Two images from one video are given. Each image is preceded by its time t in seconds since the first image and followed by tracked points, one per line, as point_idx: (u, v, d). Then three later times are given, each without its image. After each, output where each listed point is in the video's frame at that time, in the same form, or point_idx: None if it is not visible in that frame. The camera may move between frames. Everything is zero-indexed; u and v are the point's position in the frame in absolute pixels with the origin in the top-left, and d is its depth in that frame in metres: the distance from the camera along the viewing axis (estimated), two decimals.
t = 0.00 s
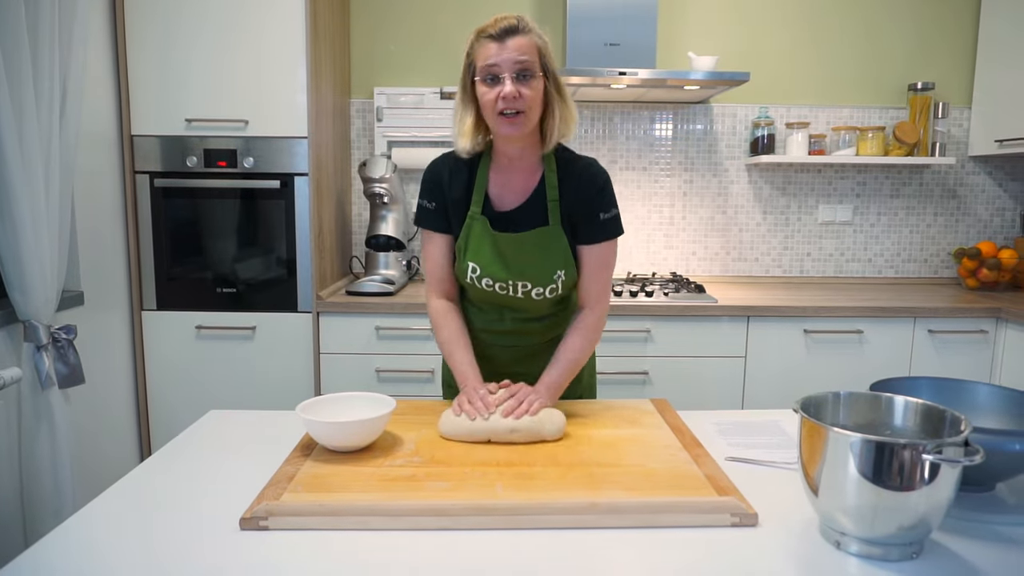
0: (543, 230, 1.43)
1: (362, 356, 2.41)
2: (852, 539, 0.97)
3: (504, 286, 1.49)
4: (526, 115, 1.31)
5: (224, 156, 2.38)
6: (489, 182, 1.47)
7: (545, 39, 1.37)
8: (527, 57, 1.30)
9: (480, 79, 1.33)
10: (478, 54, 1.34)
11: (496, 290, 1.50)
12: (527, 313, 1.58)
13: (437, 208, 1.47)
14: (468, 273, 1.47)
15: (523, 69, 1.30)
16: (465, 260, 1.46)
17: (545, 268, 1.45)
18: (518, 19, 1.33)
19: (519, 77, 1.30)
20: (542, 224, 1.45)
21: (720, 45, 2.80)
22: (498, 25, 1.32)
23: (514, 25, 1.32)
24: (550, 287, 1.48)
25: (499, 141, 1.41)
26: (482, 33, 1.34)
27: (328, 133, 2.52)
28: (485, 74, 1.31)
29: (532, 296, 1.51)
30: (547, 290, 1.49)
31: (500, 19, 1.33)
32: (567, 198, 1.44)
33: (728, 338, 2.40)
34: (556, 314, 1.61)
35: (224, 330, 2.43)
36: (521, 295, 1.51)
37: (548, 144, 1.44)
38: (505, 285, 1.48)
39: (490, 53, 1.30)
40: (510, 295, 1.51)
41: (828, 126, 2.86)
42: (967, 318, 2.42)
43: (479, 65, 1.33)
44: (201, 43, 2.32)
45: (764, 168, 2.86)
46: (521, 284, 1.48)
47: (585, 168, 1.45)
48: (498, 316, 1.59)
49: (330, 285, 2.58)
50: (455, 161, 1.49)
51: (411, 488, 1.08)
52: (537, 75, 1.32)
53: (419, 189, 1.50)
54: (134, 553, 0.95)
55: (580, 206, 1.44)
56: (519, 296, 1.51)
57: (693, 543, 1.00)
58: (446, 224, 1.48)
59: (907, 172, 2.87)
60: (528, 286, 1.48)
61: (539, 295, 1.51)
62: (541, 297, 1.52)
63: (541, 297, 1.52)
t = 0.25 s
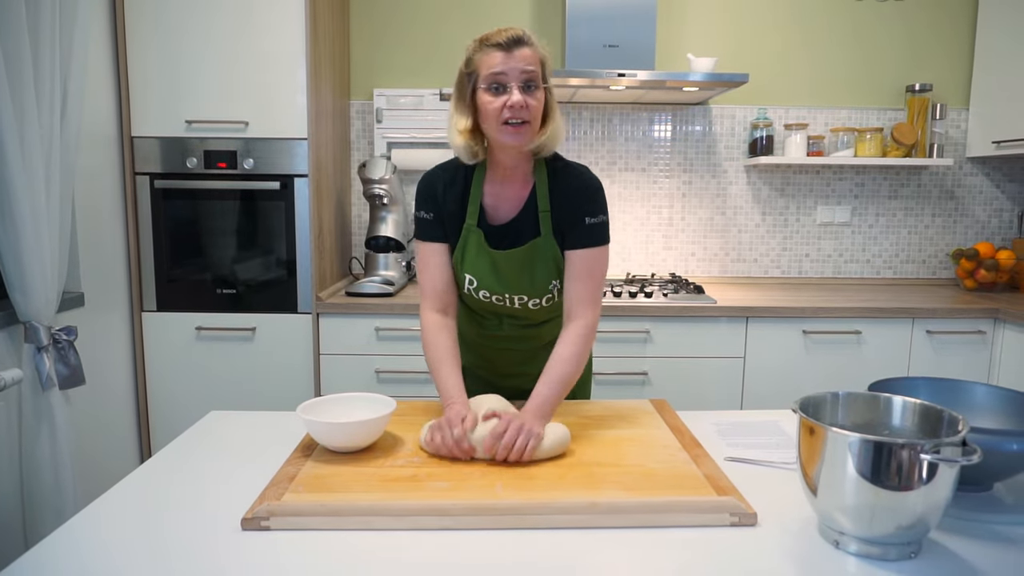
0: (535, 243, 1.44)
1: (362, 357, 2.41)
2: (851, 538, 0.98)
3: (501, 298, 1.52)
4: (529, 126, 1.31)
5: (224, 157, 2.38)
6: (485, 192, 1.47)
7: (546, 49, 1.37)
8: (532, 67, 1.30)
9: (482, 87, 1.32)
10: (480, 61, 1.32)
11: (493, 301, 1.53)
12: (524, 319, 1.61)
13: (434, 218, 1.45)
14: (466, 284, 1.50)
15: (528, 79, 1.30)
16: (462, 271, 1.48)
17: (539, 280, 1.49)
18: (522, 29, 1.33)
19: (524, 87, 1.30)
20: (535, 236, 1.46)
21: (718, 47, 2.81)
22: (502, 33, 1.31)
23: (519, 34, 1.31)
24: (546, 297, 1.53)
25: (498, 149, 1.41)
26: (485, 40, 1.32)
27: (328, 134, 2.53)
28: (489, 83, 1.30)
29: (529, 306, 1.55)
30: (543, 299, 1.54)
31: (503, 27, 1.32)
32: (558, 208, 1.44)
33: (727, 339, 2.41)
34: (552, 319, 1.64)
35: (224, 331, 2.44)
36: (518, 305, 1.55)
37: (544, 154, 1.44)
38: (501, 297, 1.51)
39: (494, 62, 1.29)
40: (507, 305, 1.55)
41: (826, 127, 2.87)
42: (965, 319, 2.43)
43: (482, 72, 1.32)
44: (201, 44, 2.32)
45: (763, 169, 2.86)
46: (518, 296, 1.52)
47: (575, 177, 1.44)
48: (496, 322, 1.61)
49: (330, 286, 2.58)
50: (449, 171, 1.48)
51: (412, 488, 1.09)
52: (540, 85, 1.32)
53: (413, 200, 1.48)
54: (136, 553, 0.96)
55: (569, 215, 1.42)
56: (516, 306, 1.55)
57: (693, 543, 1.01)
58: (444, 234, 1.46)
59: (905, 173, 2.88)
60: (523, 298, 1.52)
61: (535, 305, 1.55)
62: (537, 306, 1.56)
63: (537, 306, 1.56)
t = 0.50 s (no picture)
0: (536, 238, 1.45)
1: (362, 358, 2.41)
2: (851, 538, 0.98)
3: (501, 292, 1.52)
4: (531, 132, 1.31)
5: (224, 159, 2.38)
6: (487, 189, 1.48)
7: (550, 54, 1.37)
8: (536, 72, 1.30)
9: (486, 92, 1.32)
10: (484, 65, 1.32)
11: (494, 295, 1.53)
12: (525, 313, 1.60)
13: (433, 218, 1.47)
14: (466, 278, 1.50)
15: (530, 86, 1.30)
16: (463, 265, 1.48)
17: (538, 275, 1.48)
18: (526, 34, 1.33)
19: (526, 94, 1.30)
20: (537, 232, 1.46)
21: (718, 48, 2.81)
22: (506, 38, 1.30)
23: (523, 39, 1.31)
24: (545, 292, 1.51)
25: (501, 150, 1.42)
26: (490, 45, 1.32)
27: (328, 136, 2.53)
28: (492, 89, 1.30)
29: (529, 300, 1.54)
30: (542, 294, 1.52)
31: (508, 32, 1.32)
32: (561, 206, 1.45)
33: (727, 339, 2.41)
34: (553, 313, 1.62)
35: (224, 332, 2.44)
36: (517, 299, 1.54)
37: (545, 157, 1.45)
38: (501, 290, 1.51)
39: (498, 68, 1.29)
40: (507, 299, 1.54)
41: (826, 128, 2.87)
42: (964, 320, 2.43)
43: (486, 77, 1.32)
44: (200, 46, 2.32)
45: (762, 170, 2.87)
46: (518, 289, 1.50)
47: (578, 177, 1.45)
48: (497, 317, 1.61)
49: (330, 287, 2.59)
50: (453, 170, 1.49)
51: (413, 489, 1.09)
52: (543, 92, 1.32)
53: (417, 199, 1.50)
54: (138, 554, 0.96)
55: (575, 215, 1.44)
56: (516, 300, 1.54)
57: (694, 543, 1.01)
58: (444, 233, 1.49)
59: (904, 174, 2.89)
60: (523, 292, 1.51)
61: (535, 300, 1.54)
62: (537, 301, 1.54)
63: (537, 301, 1.54)
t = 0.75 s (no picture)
0: (544, 247, 1.45)
1: (363, 359, 2.41)
2: (854, 539, 0.99)
3: (509, 299, 1.51)
4: (537, 140, 1.31)
5: (225, 159, 2.38)
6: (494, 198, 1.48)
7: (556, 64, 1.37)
8: (542, 83, 1.31)
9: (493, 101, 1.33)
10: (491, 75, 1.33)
11: (502, 301, 1.52)
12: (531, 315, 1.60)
13: (444, 226, 1.48)
14: (475, 285, 1.49)
15: (537, 96, 1.30)
16: (471, 272, 1.48)
17: (547, 282, 1.49)
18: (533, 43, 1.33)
19: (533, 103, 1.30)
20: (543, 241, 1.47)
21: (718, 49, 2.81)
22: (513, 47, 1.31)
23: (530, 49, 1.32)
24: (552, 297, 1.51)
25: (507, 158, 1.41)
26: (497, 55, 1.33)
27: (329, 137, 2.53)
28: (499, 98, 1.31)
29: (536, 306, 1.53)
30: (550, 301, 1.52)
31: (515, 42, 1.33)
32: (568, 216, 1.46)
33: (727, 340, 2.41)
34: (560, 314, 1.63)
35: (224, 333, 2.44)
36: (525, 305, 1.53)
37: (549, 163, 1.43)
38: (509, 298, 1.50)
39: (505, 78, 1.30)
40: (514, 305, 1.53)
41: (826, 129, 2.87)
42: (964, 321, 2.43)
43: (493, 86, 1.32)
44: (201, 47, 2.33)
45: (762, 171, 2.87)
46: (525, 297, 1.50)
47: (584, 187, 1.47)
48: (504, 318, 1.61)
49: (331, 287, 2.59)
50: (461, 177, 1.49)
51: (415, 490, 1.09)
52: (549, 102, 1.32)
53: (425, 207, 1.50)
54: (142, 555, 0.96)
55: (580, 225, 1.46)
56: (524, 306, 1.53)
57: (697, 544, 1.01)
58: (455, 240, 1.49)
59: (904, 175, 2.89)
60: (532, 298, 1.51)
61: (543, 306, 1.54)
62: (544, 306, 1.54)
63: (544, 306, 1.54)
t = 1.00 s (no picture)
0: (558, 233, 1.46)
1: (366, 359, 2.41)
2: (862, 539, 0.98)
3: (521, 285, 1.51)
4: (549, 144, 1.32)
5: (227, 159, 2.38)
6: (509, 187, 1.48)
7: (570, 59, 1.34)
8: (553, 88, 1.28)
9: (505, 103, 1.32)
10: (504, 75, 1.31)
11: (513, 288, 1.52)
12: (541, 309, 1.61)
13: (455, 211, 1.46)
14: (485, 272, 1.49)
15: (548, 101, 1.29)
16: (483, 258, 1.47)
17: (559, 268, 1.49)
18: (545, 41, 1.29)
19: (544, 109, 1.29)
20: (557, 228, 1.47)
21: (721, 50, 2.81)
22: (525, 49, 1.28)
23: (542, 50, 1.28)
24: (564, 286, 1.52)
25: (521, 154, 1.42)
26: (509, 55, 1.30)
27: (331, 137, 2.53)
28: (511, 102, 1.30)
29: (547, 294, 1.54)
30: (562, 289, 1.53)
31: (527, 41, 1.29)
32: (582, 204, 1.47)
33: (730, 341, 2.41)
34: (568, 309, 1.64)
35: (226, 333, 2.43)
36: (537, 293, 1.54)
37: (564, 157, 1.45)
38: (522, 283, 1.50)
39: (516, 83, 1.28)
40: (525, 293, 1.54)
41: (828, 130, 2.87)
42: (966, 321, 2.44)
43: (505, 88, 1.31)
44: (204, 47, 2.32)
45: (764, 171, 2.87)
46: (538, 283, 1.51)
47: (598, 177, 1.47)
48: (513, 312, 1.62)
49: (333, 287, 2.58)
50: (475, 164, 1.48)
51: (422, 490, 1.09)
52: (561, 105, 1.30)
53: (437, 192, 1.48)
54: (149, 556, 0.95)
55: (594, 213, 1.47)
56: (535, 294, 1.54)
57: (704, 544, 1.01)
58: (465, 226, 1.48)
59: (906, 175, 2.89)
60: (544, 285, 1.51)
61: (553, 294, 1.55)
62: (555, 295, 1.55)
63: (555, 295, 1.55)
